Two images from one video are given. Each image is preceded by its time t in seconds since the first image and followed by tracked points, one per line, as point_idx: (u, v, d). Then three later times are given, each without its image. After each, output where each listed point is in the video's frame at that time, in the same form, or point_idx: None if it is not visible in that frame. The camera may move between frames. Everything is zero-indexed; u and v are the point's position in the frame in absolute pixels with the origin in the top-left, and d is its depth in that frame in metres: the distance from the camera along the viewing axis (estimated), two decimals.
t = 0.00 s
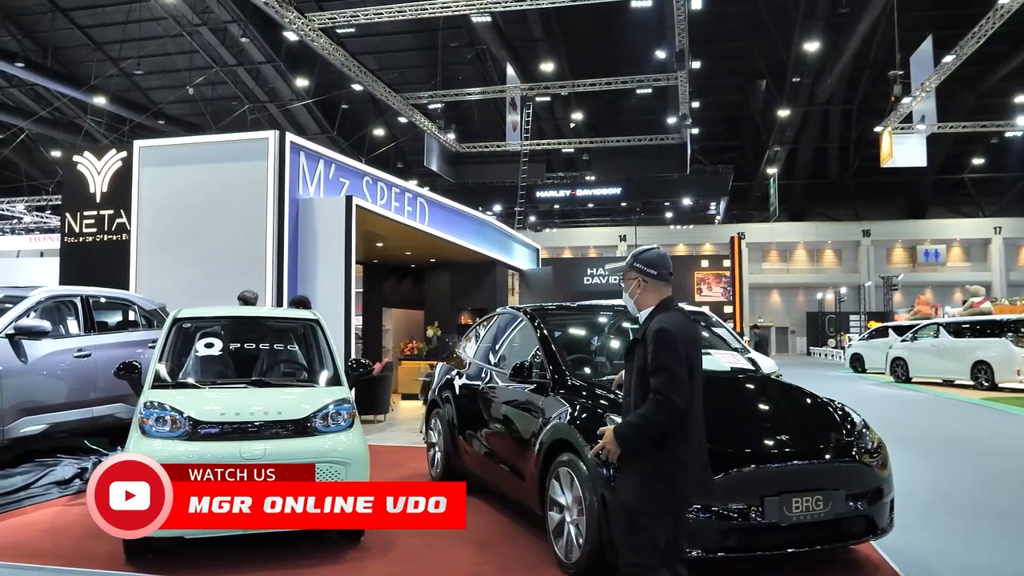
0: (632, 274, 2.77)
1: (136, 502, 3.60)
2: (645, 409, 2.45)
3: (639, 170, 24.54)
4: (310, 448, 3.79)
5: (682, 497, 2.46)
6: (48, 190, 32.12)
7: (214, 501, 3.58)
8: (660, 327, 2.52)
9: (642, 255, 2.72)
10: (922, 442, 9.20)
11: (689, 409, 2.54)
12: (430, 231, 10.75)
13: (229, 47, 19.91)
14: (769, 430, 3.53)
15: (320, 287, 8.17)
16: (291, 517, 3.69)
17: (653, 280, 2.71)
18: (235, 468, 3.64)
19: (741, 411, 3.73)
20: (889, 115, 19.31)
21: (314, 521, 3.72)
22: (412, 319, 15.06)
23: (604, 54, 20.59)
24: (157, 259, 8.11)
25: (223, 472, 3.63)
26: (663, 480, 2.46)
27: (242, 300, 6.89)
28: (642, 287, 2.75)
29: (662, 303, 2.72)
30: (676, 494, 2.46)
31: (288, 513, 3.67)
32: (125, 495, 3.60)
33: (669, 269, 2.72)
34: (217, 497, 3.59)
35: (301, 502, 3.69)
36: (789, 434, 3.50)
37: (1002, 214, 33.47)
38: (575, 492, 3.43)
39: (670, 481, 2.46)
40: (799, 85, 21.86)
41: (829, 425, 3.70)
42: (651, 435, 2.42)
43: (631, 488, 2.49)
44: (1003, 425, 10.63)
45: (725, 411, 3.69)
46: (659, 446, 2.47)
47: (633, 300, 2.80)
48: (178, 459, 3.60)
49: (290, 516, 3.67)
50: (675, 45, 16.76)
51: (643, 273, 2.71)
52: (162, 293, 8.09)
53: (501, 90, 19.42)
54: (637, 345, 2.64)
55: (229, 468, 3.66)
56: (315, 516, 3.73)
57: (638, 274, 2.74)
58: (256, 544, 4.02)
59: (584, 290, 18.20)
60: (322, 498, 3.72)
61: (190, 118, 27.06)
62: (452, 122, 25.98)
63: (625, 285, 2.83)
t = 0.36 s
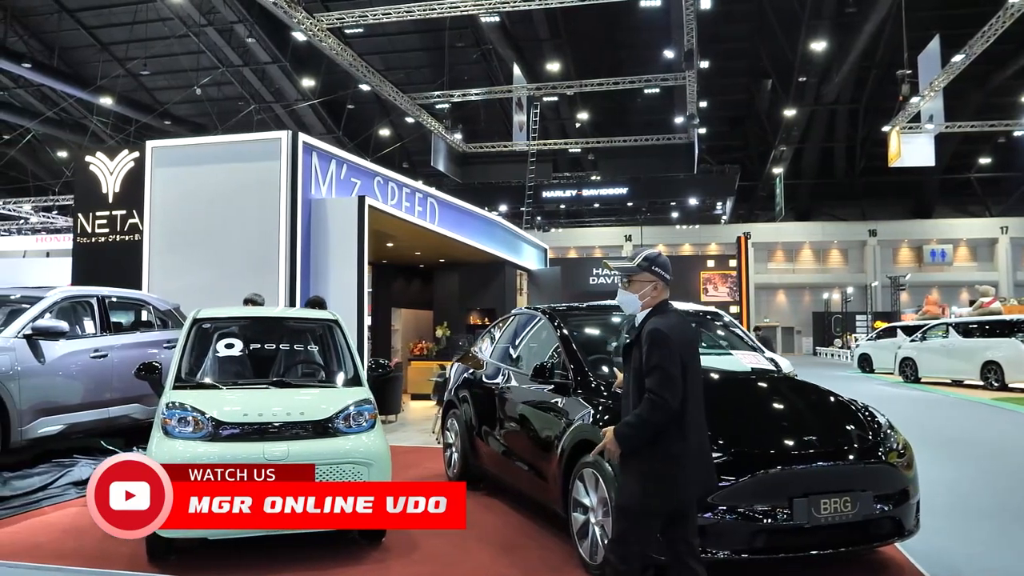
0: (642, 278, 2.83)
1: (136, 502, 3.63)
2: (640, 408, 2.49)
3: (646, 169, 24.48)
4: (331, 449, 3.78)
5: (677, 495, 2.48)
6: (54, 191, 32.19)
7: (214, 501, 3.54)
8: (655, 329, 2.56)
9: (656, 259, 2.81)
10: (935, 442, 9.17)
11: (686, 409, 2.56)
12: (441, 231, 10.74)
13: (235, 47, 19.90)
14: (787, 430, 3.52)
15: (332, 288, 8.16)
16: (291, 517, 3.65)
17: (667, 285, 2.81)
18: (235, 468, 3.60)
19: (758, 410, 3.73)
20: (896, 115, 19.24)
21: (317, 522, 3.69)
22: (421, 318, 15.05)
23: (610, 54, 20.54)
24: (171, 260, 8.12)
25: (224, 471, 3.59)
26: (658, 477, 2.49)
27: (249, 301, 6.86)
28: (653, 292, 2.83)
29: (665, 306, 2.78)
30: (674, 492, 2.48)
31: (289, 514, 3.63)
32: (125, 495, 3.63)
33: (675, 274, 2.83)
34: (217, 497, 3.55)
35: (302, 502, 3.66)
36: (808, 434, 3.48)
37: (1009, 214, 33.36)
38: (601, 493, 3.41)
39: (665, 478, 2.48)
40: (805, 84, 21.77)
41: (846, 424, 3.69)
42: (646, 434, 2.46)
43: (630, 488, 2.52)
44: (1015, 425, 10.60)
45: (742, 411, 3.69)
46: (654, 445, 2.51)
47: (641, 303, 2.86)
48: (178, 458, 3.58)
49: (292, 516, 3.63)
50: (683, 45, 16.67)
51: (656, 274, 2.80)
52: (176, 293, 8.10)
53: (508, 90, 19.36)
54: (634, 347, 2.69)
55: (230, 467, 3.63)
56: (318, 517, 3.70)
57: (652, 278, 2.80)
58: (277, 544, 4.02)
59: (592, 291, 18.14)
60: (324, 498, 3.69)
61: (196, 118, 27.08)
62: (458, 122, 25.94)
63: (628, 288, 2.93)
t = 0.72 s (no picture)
0: (629, 278, 2.82)
1: (136, 501, 3.67)
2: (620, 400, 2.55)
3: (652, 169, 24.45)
4: (349, 449, 3.75)
5: (655, 493, 2.56)
6: (60, 192, 32.19)
7: (215, 501, 3.50)
8: (646, 332, 2.60)
9: (637, 259, 2.80)
10: (948, 442, 9.11)
11: (668, 408, 2.63)
12: (451, 230, 10.72)
13: (240, 47, 19.86)
14: (802, 429, 3.49)
15: (344, 288, 8.14)
16: (290, 517, 3.58)
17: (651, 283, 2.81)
18: (237, 468, 3.56)
19: (775, 410, 3.71)
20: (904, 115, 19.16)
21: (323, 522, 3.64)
22: (429, 318, 15.04)
23: (615, 53, 20.51)
24: (182, 259, 8.13)
25: (224, 471, 3.55)
26: (639, 474, 2.56)
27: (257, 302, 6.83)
28: (639, 290, 2.83)
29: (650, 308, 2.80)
30: (654, 488, 2.56)
31: (290, 514, 3.56)
32: (125, 495, 3.66)
33: (657, 273, 2.84)
34: (218, 497, 3.50)
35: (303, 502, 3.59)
36: (825, 434, 3.45)
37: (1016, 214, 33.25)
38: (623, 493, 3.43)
39: (645, 476, 2.57)
40: (811, 84, 21.68)
41: (865, 422, 3.67)
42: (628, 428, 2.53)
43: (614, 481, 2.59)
44: None
45: (756, 410, 3.69)
46: (636, 442, 2.58)
47: (626, 302, 2.86)
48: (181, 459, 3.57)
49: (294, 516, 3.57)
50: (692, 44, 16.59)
51: (640, 274, 2.79)
52: (189, 292, 8.11)
53: (515, 90, 19.32)
54: (622, 345, 2.73)
55: (229, 468, 3.58)
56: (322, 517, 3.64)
57: (638, 279, 2.82)
58: (297, 544, 4.01)
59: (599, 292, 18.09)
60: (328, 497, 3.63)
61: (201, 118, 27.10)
62: (464, 122, 25.90)
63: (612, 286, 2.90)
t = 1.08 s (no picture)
0: (597, 275, 2.93)
1: (136, 502, 3.66)
2: (602, 398, 2.64)
3: (658, 169, 24.36)
4: (368, 448, 3.72)
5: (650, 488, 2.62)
6: (65, 192, 32.24)
7: (215, 501, 3.49)
8: (621, 328, 2.68)
9: (604, 257, 2.90)
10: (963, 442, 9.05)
11: (653, 403, 2.70)
12: (460, 230, 10.70)
13: (246, 47, 19.83)
14: (818, 427, 3.46)
15: (356, 288, 8.11)
16: (291, 517, 3.51)
17: (615, 279, 2.87)
18: (237, 469, 3.50)
19: (791, 408, 3.68)
20: (912, 114, 19.08)
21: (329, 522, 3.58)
22: (437, 318, 15.03)
23: (620, 52, 20.45)
24: (193, 258, 8.13)
25: (222, 470, 3.51)
26: (631, 471, 2.63)
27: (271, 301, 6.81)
28: (606, 288, 2.91)
29: (628, 301, 2.87)
30: (647, 484, 2.62)
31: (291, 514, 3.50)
32: (126, 495, 3.64)
33: (632, 267, 2.88)
34: (217, 497, 3.48)
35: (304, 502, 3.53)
36: (844, 433, 3.41)
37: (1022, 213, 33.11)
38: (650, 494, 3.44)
39: (640, 472, 2.63)
40: (817, 83, 21.59)
41: (886, 421, 3.63)
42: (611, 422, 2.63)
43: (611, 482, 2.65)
44: None
45: (773, 408, 3.66)
46: (625, 437, 2.66)
47: (601, 300, 2.96)
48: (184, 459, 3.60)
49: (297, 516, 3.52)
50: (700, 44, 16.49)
51: (605, 273, 2.88)
52: (200, 292, 8.10)
53: (521, 89, 19.28)
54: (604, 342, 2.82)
55: (230, 468, 3.54)
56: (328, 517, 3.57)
57: (601, 276, 2.90)
58: (318, 544, 3.98)
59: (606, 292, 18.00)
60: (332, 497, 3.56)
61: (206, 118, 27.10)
62: (469, 121, 25.85)
63: (593, 287, 2.99)
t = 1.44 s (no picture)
0: (595, 283, 2.98)
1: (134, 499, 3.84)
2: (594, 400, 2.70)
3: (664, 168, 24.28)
4: (388, 450, 3.69)
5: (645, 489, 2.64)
6: (70, 192, 32.25)
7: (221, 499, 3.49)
8: (612, 331, 2.74)
9: (602, 265, 2.93)
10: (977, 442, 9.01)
11: (649, 403, 2.73)
12: (469, 229, 10.69)
13: (251, 47, 19.79)
14: (834, 426, 3.43)
15: (368, 288, 8.10)
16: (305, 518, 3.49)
17: (613, 287, 2.91)
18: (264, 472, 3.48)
19: (805, 406, 3.66)
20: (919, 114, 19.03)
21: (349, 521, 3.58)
22: (444, 318, 15.01)
23: (626, 51, 20.40)
24: (203, 258, 8.12)
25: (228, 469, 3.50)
26: (624, 468, 2.66)
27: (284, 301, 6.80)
28: (605, 294, 2.95)
29: (624, 307, 2.91)
30: (640, 482, 2.64)
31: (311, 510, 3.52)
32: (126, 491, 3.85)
33: (630, 275, 2.91)
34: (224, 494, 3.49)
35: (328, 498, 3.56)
36: (861, 433, 3.37)
37: None
38: (674, 496, 3.43)
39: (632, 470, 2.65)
40: (822, 82, 21.54)
41: (902, 419, 3.60)
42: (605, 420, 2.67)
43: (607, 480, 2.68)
44: None
45: (787, 407, 3.61)
46: (619, 438, 2.70)
47: (601, 306, 3.00)
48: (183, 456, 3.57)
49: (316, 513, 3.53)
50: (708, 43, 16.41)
51: (604, 280, 2.91)
52: (211, 291, 8.10)
53: (527, 89, 19.25)
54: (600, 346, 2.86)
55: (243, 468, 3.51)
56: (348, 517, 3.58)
57: (599, 283, 2.94)
58: (339, 545, 3.97)
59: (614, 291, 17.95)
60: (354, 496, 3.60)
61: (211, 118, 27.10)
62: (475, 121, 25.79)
63: (593, 293, 3.04)
